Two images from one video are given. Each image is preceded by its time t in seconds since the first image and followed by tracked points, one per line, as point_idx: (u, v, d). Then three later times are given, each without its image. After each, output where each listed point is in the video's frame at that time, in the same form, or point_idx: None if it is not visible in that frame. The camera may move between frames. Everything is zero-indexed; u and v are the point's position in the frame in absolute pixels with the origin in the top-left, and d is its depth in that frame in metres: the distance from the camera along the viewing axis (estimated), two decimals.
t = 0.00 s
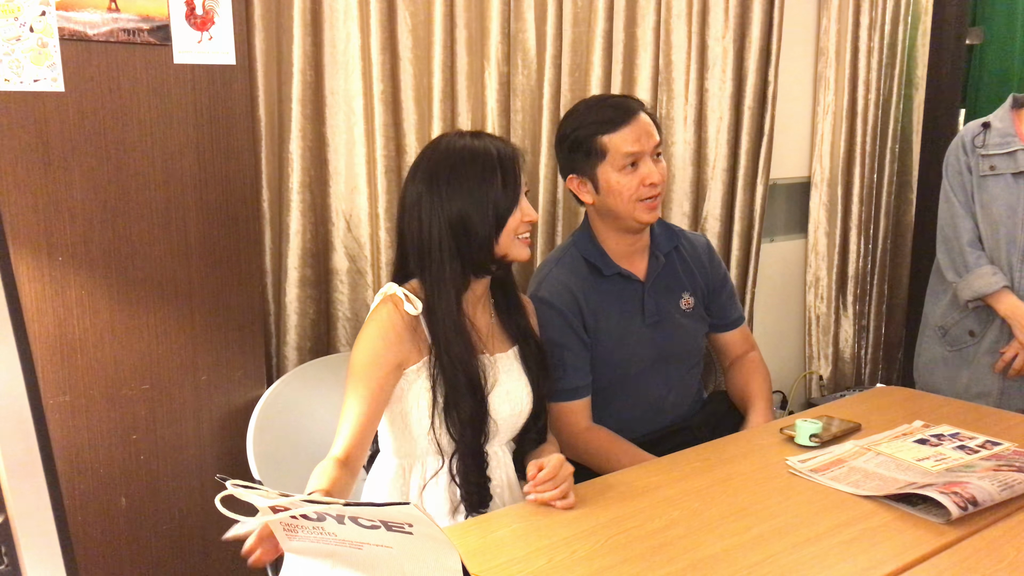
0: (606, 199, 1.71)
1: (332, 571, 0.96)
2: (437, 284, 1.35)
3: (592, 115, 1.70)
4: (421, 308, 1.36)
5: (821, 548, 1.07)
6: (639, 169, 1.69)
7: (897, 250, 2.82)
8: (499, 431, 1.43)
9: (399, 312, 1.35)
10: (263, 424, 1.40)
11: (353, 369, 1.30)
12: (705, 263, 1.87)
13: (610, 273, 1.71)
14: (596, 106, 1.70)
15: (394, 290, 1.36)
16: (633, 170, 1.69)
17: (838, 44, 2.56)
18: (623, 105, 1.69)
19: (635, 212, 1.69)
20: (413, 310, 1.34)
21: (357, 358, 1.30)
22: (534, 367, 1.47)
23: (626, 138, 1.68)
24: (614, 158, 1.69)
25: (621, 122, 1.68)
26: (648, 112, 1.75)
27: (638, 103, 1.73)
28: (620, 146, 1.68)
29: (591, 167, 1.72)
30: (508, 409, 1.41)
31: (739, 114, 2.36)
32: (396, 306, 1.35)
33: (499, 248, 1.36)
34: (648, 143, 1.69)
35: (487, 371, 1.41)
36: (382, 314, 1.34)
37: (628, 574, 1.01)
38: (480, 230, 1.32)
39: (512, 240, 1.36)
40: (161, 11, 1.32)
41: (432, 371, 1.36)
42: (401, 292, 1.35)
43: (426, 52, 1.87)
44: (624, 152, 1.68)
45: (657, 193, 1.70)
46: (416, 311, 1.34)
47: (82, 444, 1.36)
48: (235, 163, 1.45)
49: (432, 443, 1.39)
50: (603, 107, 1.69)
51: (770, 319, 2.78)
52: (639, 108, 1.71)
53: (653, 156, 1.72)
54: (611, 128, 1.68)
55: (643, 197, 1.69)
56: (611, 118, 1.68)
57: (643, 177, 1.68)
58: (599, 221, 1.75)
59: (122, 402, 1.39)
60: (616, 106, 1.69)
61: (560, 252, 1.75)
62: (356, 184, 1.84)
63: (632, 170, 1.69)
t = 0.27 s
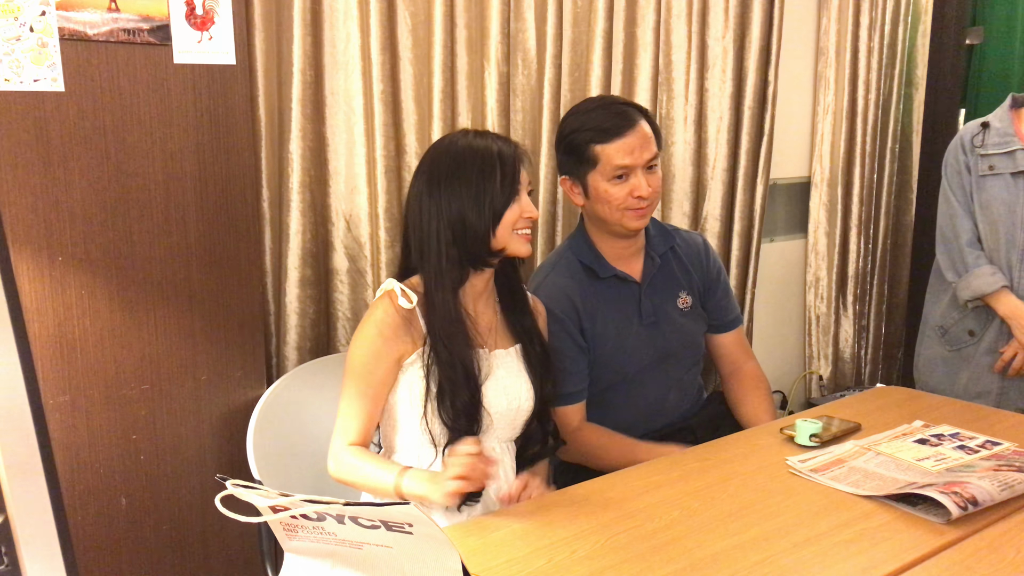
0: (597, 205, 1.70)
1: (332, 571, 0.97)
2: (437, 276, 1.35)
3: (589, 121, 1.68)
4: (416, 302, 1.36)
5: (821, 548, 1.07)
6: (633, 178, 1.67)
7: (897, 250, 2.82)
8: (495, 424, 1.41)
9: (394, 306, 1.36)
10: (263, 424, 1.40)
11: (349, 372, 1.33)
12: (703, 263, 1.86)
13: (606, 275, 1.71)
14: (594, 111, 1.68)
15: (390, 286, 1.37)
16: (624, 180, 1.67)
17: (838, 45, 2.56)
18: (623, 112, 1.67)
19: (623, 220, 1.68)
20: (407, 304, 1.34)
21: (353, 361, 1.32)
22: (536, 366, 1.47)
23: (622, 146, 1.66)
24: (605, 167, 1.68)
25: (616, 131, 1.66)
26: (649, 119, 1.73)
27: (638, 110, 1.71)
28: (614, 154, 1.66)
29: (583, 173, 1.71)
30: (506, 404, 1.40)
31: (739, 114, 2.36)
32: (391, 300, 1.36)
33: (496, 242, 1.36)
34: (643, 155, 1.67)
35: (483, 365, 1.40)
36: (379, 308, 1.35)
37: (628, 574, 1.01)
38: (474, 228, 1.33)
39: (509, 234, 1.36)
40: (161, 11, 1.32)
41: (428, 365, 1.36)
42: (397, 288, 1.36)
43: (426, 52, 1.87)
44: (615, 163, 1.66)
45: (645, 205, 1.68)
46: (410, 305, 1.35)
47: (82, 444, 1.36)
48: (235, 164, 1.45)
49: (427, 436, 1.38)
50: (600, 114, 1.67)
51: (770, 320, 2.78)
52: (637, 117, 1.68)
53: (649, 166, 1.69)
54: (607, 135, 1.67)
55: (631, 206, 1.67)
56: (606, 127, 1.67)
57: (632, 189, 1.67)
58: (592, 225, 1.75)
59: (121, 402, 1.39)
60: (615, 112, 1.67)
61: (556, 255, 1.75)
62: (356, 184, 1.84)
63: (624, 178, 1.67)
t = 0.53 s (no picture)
0: (598, 206, 1.70)
1: (332, 570, 0.98)
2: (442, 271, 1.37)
3: (591, 122, 1.68)
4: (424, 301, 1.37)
5: (821, 548, 1.07)
6: (635, 180, 1.67)
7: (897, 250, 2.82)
8: (497, 421, 1.43)
9: (405, 308, 1.35)
10: (263, 425, 1.40)
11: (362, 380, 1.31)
12: (703, 264, 1.86)
13: (602, 275, 1.72)
14: (597, 112, 1.68)
15: (396, 287, 1.36)
16: (627, 181, 1.67)
17: (838, 45, 2.56)
18: (625, 114, 1.67)
19: (625, 221, 1.68)
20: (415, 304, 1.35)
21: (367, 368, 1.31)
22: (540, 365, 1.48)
23: (624, 148, 1.66)
24: (609, 168, 1.67)
25: (619, 133, 1.66)
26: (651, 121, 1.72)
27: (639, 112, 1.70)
28: (617, 156, 1.66)
29: (586, 174, 1.70)
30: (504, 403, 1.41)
31: (739, 114, 2.36)
32: (401, 302, 1.35)
33: (496, 240, 1.37)
34: (646, 156, 1.67)
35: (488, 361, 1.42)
36: (390, 311, 1.33)
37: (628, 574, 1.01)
38: (477, 227, 1.34)
39: (510, 233, 1.37)
40: (161, 11, 1.32)
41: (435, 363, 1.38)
42: (404, 287, 1.36)
43: (426, 52, 1.87)
44: (619, 164, 1.66)
45: (648, 206, 1.68)
46: (420, 304, 1.36)
47: (82, 444, 1.36)
48: (235, 164, 1.45)
49: (433, 429, 1.39)
50: (603, 116, 1.67)
51: (770, 320, 2.78)
52: (640, 119, 1.68)
53: (651, 167, 1.69)
54: (609, 137, 1.66)
55: (634, 208, 1.67)
56: (607, 128, 1.66)
57: (635, 190, 1.66)
58: (592, 225, 1.75)
59: (121, 402, 1.39)
60: (617, 114, 1.66)
61: (553, 253, 1.75)
62: (356, 184, 1.84)
63: (627, 180, 1.67)
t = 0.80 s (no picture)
0: (601, 208, 1.70)
1: (332, 571, 0.98)
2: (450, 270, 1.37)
3: (589, 124, 1.68)
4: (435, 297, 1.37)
5: (821, 548, 1.07)
6: (635, 180, 1.67)
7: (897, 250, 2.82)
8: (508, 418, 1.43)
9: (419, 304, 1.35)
10: (263, 425, 1.40)
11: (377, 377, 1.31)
12: (703, 265, 1.85)
13: (602, 279, 1.72)
14: (593, 114, 1.68)
15: (407, 284, 1.36)
16: (628, 181, 1.67)
17: (838, 45, 2.56)
18: (623, 114, 1.67)
19: (628, 220, 1.68)
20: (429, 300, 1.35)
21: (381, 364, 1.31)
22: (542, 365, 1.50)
23: (623, 148, 1.66)
24: (610, 169, 1.67)
25: (618, 133, 1.66)
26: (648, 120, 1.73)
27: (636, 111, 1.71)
28: (617, 156, 1.66)
29: (587, 177, 1.70)
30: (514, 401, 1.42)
31: (739, 114, 2.36)
32: (415, 298, 1.35)
33: (498, 238, 1.37)
34: (645, 155, 1.67)
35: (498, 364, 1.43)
36: (405, 307, 1.33)
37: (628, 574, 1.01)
38: (481, 223, 1.35)
39: (512, 231, 1.36)
40: (160, 11, 1.32)
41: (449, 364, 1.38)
42: (416, 285, 1.36)
43: (426, 52, 1.87)
44: (619, 164, 1.66)
45: (650, 204, 1.68)
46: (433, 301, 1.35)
47: (82, 444, 1.36)
48: (235, 164, 1.45)
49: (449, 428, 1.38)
50: (600, 117, 1.67)
51: (770, 320, 2.78)
52: (637, 118, 1.68)
53: (650, 166, 1.69)
54: (608, 137, 1.66)
55: (635, 207, 1.67)
56: (606, 129, 1.66)
57: (636, 189, 1.66)
58: (593, 228, 1.75)
59: (122, 402, 1.39)
60: (614, 114, 1.67)
61: (553, 258, 1.75)
62: (356, 184, 1.84)
63: (628, 180, 1.67)
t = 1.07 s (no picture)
0: (603, 213, 1.70)
1: (332, 571, 0.97)
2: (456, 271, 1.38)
3: (589, 130, 1.68)
4: (437, 297, 1.37)
5: (820, 548, 1.07)
6: (638, 184, 1.67)
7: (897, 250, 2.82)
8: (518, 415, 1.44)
9: (421, 302, 1.35)
10: (263, 424, 1.40)
11: (377, 376, 1.31)
12: (704, 266, 1.85)
13: (604, 281, 1.72)
14: (593, 120, 1.68)
15: (409, 283, 1.36)
16: (631, 186, 1.67)
17: (838, 45, 2.56)
18: (624, 119, 1.67)
19: (632, 225, 1.68)
20: (432, 298, 1.35)
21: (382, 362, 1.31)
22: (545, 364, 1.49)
23: (625, 153, 1.66)
24: (612, 174, 1.67)
25: (618, 139, 1.66)
26: (648, 124, 1.72)
27: (637, 115, 1.70)
28: (620, 162, 1.66)
29: (589, 182, 1.70)
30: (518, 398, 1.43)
31: (739, 114, 2.36)
32: (416, 297, 1.35)
33: (498, 240, 1.37)
34: (647, 159, 1.67)
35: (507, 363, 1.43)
36: (406, 305, 1.33)
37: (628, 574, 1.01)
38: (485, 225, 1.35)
39: (514, 233, 1.37)
40: (160, 11, 1.32)
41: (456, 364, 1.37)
42: (418, 284, 1.36)
43: (426, 52, 1.87)
44: (622, 170, 1.66)
45: (653, 208, 1.68)
46: (435, 299, 1.36)
47: (83, 444, 1.36)
48: (235, 164, 1.45)
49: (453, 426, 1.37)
50: (601, 123, 1.66)
51: (770, 320, 2.78)
52: (637, 122, 1.68)
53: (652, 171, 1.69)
54: (610, 142, 1.66)
55: (638, 212, 1.67)
56: (608, 135, 1.66)
57: (640, 194, 1.66)
58: (598, 232, 1.75)
59: (122, 402, 1.39)
60: (615, 119, 1.66)
61: (554, 260, 1.75)
62: (356, 184, 1.84)
63: (630, 184, 1.67)
